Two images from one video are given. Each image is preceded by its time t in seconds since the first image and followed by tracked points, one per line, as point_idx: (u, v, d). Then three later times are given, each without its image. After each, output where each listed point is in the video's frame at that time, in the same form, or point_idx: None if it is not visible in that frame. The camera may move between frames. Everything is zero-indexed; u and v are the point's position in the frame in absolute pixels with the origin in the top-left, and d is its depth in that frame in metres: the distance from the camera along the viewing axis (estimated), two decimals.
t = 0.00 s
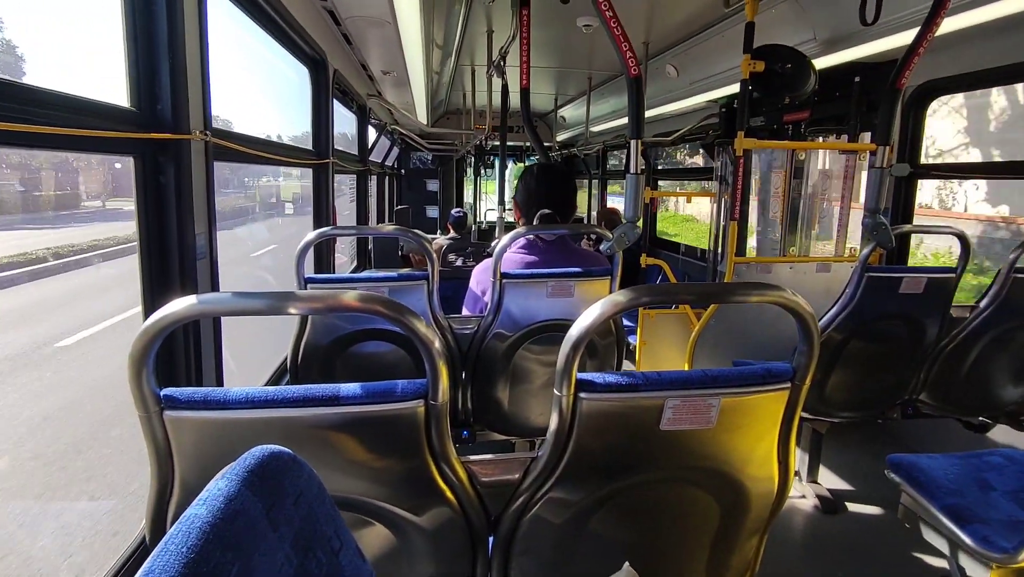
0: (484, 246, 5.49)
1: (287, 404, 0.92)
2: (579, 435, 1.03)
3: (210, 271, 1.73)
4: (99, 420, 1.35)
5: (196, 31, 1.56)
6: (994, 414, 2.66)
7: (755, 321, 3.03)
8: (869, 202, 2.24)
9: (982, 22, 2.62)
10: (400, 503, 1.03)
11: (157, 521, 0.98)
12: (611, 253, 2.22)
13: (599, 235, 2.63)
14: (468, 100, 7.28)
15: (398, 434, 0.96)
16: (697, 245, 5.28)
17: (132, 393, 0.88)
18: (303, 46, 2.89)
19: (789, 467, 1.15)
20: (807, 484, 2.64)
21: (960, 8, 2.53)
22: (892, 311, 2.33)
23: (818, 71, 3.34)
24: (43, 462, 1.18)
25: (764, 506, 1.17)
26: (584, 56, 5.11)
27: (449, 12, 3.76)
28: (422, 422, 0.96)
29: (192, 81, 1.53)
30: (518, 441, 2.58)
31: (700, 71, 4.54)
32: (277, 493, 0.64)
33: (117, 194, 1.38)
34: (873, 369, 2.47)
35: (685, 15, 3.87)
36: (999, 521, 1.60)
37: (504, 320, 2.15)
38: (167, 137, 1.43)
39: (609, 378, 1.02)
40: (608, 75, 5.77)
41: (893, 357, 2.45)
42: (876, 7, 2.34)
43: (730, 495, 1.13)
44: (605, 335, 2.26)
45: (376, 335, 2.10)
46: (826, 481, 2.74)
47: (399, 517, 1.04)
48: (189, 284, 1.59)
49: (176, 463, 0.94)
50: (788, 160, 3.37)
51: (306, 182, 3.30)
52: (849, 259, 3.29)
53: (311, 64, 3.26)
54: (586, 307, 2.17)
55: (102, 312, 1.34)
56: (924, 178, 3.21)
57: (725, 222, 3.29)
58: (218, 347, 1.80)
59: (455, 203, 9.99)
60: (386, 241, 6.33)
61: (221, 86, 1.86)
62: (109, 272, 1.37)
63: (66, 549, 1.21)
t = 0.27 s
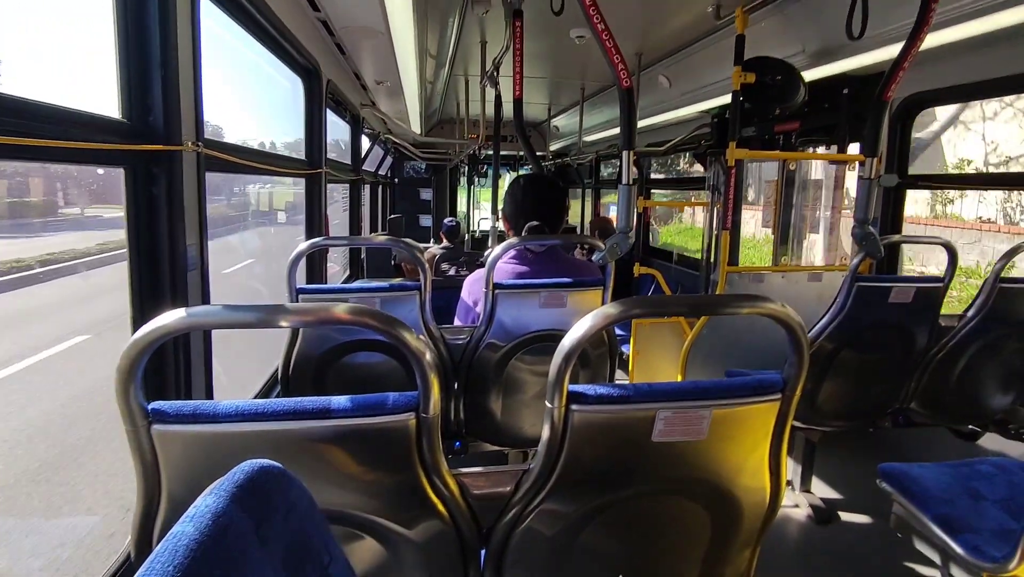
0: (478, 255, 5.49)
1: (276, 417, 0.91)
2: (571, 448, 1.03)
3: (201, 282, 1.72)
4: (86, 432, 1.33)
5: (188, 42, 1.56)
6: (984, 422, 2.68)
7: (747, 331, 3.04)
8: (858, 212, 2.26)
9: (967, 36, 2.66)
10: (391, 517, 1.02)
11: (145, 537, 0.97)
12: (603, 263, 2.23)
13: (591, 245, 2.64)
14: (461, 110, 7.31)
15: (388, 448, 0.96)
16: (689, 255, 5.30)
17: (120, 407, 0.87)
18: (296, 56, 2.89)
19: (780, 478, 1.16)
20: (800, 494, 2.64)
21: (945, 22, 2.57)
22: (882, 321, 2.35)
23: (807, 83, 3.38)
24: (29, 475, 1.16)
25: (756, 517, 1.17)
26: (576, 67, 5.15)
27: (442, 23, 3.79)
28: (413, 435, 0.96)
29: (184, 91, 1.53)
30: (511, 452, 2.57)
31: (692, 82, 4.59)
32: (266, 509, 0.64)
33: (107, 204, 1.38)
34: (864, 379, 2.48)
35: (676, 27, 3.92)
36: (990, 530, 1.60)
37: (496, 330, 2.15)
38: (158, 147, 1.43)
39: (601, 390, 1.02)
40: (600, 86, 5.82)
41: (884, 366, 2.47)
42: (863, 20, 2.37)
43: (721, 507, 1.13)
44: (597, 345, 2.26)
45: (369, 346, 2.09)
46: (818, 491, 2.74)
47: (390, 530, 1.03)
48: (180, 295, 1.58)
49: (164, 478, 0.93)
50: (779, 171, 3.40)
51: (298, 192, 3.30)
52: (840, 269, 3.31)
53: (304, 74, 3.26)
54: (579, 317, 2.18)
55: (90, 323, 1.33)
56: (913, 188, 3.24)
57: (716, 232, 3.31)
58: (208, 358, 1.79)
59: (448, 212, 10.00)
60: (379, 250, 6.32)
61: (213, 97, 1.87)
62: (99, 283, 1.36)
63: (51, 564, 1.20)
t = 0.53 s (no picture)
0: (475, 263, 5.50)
1: (278, 422, 0.91)
2: (571, 452, 1.04)
3: (201, 289, 1.72)
4: (85, 439, 1.33)
5: (189, 51, 1.57)
6: (980, 428, 2.69)
7: (744, 337, 3.05)
8: (853, 219, 2.28)
9: (958, 45, 2.70)
10: (392, 522, 1.02)
11: (145, 544, 0.97)
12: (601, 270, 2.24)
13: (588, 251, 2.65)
14: (459, 119, 7.35)
15: (389, 452, 0.96)
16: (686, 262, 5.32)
17: (121, 412, 0.87)
18: (294, 65, 2.91)
19: (779, 482, 1.16)
20: (798, 501, 2.64)
21: (936, 32, 2.61)
22: (878, 326, 2.36)
23: (801, 92, 3.41)
24: (27, 482, 1.16)
25: (755, 521, 1.18)
26: (572, 76, 5.19)
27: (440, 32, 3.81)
28: (413, 439, 0.96)
29: (184, 98, 1.54)
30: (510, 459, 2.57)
31: (687, 91, 4.62)
32: (268, 512, 0.64)
33: (109, 211, 1.38)
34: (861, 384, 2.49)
35: (671, 36, 3.96)
36: (986, 534, 1.61)
37: (495, 337, 2.16)
38: (158, 154, 1.43)
39: (600, 394, 1.02)
40: (596, 94, 5.86)
41: (880, 372, 2.48)
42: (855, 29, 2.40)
43: (721, 511, 1.14)
44: (595, 352, 2.27)
45: (368, 353, 2.09)
46: (816, 497, 2.74)
47: (390, 535, 1.03)
48: (180, 301, 1.59)
49: (165, 483, 0.92)
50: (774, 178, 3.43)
51: (297, 200, 3.30)
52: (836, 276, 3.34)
53: (302, 83, 3.28)
54: (577, 324, 2.18)
55: (90, 329, 1.33)
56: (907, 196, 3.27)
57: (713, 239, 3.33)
58: (206, 365, 1.78)
59: (445, 221, 10.02)
60: (376, 258, 6.33)
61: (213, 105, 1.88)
62: (98, 289, 1.36)
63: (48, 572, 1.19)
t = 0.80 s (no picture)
0: (476, 270, 5.51)
1: (282, 428, 0.92)
2: (572, 458, 1.04)
3: (204, 296, 1.73)
4: (90, 446, 1.34)
5: (195, 61, 1.59)
6: (981, 435, 2.70)
7: (744, 344, 3.06)
8: (852, 226, 2.29)
9: (956, 54, 2.72)
10: (394, 528, 1.03)
11: (148, 549, 0.97)
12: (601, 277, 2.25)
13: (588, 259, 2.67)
14: (460, 127, 7.39)
15: (392, 458, 0.97)
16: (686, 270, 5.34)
17: (126, 418, 0.88)
18: (297, 73, 2.93)
19: (779, 489, 1.16)
20: (800, 508, 2.64)
21: (934, 41, 2.63)
22: (878, 333, 2.37)
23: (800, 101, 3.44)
24: (31, 488, 1.16)
25: (755, 528, 1.18)
26: (573, 85, 5.22)
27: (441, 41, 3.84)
28: (415, 445, 0.97)
29: (191, 106, 1.56)
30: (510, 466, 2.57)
31: (687, 99, 4.65)
32: (273, 516, 0.65)
33: (114, 218, 1.40)
34: (861, 392, 2.49)
35: (671, 46, 3.99)
36: (987, 542, 1.61)
37: (496, 344, 2.16)
38: (164, 163, 1.45)
39: (600, 401, 1.03)
40: (597, 103, 5.89)
41: (880, 379, 2.48)
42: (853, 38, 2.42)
43: (721, 517, 1.14)
44: (596, 359, 2.27)
45: (369, 360, 2.10)
46: (818, 504, 2.74)
47: (391, 540, 1.04)
48: (183, 307, 1.59)
49: (169, 488, 0.93)
50: (773, 186, 3.45)
51: (298, 207, 3.32)
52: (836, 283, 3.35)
53: (305, 92, 3.31)
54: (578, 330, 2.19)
55: (94, 336, 1.34)
56: (906, 204, 3.30)
57: (713, 246, 3.35)
58: (209, 371, 1.79)
59: (446, 228, 10.04)
60: (377, 265, 6.35)
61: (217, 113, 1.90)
62: (103, 296, 1.37)
63: None
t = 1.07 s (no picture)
0: (479, 273, 5.50)
1: (280, 427, 0.91)
2: (574, 460, 1.03)
3: (205, 296, 1.73)
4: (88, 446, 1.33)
5: (197, 60, 1.59)
6: (989, 441, 2.66)
7: (748, 348, 3.03)
8: (857, 229, 2.27)
9: (962, 56, 2.70)
10: (393, 530, 1.01)
11: (144, 551, 0.96)
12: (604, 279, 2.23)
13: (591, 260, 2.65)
14: (463, 131, 7.40)
15: (391, 458, 0.95)
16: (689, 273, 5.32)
17: (122, 416, 0.87)
18: (301, 75, 2.93)
19: (784, 493, 1.15)
20: (805, 514, 2.61)
21: (940, 43, 2.62)
22: (884, 337, 2.34)
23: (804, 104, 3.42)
24: (28, 488, 1.15)
25: (760, 532, 1.16)
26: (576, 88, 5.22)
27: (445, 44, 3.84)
28: (415, 446, 0.95)
29: (192, 104, 1.55)
30: (512, 470, 2.55)
31: (690, 103, 4.64)
32: (269, 516, 0.64)
33: (113, 217, 1.39)
34: (866, 396, 2.47)
35: (674, 49, 3.98)
36: (996, 548, 1.58)
37: (498, 346, 2.15)
38: (164, 161, 1.45)
39: (603, 401, 1.02)
40: (600, 106, 5.89)
41: (886, 384, 2.46)
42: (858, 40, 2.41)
43: (725, 521, 1.12)
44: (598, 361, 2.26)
45: (370, 361, 2.09)
46: (823, 510, 2.71)
47: (390, 543, 1.02)
48: (183, 307, 1.58)
49: (165, 488, 0.92)
50: (777, 190, 3.43)
51: (301, 209, 3.32)
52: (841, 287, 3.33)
53: (308, 94, 3.31)
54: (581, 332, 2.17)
55: (94, 335, 1.33)
56: (912, 208, 3.27)
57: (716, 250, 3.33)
58: (209, 372, 1.78)
59: (449, 231, 10.04)
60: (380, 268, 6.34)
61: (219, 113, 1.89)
62: (104, 296, 1.36)
63: None
